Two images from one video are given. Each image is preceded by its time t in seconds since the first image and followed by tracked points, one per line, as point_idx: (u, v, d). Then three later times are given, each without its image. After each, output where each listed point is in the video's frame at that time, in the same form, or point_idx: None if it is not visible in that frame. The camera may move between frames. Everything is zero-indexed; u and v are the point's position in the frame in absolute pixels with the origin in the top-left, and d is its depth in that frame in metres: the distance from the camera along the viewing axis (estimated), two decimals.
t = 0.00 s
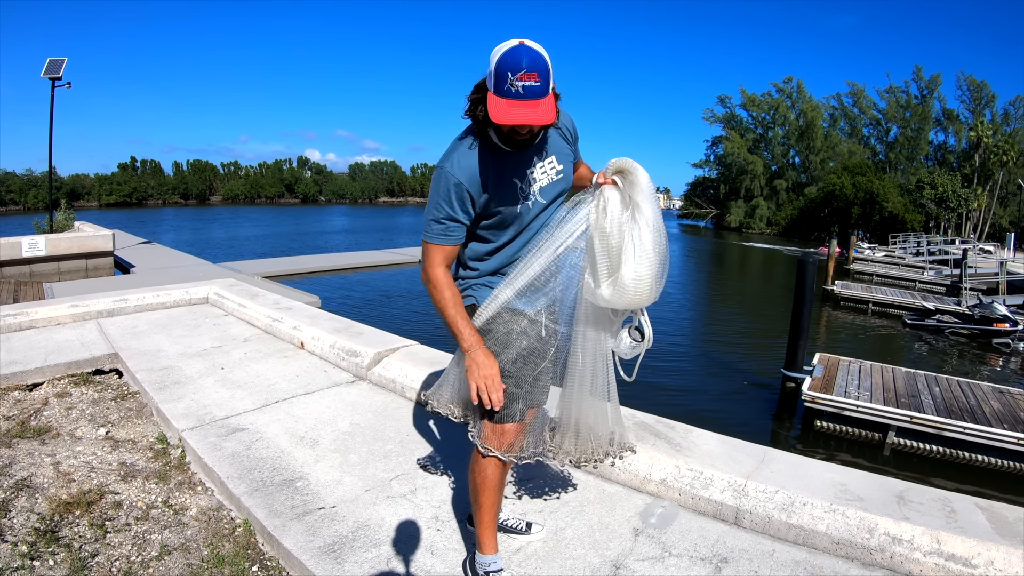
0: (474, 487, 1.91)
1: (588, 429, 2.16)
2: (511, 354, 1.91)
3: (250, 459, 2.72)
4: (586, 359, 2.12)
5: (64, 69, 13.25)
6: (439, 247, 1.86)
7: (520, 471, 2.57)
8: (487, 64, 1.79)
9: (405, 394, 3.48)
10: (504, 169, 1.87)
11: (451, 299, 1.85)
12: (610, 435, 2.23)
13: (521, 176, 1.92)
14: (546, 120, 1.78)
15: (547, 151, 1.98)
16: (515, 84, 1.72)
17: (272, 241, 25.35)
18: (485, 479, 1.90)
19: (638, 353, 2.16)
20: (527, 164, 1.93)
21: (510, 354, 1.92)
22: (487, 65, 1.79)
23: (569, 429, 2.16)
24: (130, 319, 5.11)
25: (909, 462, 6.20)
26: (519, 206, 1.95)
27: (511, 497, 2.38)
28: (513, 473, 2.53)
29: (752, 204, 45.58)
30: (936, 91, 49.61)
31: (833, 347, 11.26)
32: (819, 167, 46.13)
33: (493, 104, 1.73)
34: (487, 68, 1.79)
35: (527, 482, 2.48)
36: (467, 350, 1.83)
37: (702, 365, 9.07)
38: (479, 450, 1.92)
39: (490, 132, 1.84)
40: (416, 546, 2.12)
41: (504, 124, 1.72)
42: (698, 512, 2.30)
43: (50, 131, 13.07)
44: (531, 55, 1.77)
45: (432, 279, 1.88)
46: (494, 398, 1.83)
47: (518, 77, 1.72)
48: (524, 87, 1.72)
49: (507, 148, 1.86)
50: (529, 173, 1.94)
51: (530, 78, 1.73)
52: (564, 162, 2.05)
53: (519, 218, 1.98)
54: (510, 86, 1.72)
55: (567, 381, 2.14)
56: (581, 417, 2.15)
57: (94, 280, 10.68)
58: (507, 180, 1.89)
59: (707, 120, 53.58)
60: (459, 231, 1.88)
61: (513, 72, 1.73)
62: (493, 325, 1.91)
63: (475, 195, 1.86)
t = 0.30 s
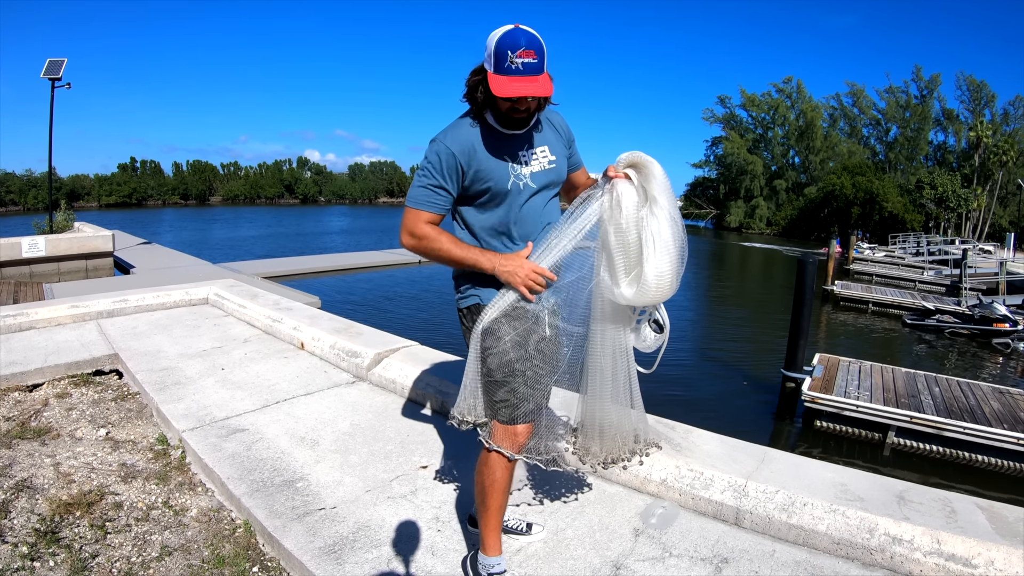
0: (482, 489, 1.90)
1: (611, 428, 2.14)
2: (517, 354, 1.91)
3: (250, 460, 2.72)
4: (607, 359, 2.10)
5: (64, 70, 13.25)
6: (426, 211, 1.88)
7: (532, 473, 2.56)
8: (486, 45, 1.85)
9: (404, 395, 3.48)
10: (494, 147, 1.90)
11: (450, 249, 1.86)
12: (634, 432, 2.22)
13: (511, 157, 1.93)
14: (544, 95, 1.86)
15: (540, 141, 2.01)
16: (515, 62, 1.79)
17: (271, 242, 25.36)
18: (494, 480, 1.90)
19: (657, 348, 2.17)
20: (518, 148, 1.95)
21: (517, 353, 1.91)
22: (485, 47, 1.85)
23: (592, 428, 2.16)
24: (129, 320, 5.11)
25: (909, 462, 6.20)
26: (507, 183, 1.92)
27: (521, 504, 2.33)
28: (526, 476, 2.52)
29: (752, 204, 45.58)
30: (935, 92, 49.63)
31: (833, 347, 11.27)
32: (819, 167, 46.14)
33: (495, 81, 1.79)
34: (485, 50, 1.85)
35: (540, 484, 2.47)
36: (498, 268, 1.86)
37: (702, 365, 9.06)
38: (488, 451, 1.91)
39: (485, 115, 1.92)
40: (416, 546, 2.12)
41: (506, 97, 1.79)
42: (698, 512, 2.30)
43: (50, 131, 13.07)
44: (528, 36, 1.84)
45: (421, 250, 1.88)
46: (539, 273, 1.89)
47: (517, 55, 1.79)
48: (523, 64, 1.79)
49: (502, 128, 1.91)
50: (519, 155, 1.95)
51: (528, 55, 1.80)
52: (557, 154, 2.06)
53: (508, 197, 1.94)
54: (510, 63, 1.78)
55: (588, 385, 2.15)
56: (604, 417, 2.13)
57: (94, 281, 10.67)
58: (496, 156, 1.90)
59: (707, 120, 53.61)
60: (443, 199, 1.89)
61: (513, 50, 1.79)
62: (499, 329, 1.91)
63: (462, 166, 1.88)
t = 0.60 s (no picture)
0: (489, 491, 1.89)
1: (609, 437, 2.09)
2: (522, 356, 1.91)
3: (250, 461, 2.72)
4: (609, 363, 2.06)
5: (64, 71, 13.25)
6: (424, 204, 1.88)
7: (530, 481, 2.51)
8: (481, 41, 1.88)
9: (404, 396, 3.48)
10: (490, 141, 1.91)
11: (436, 245, 1.86)
12: (632, 444, 2.16)
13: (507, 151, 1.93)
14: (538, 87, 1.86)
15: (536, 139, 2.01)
16: (509, 53, 1.80)
17: (271, 243, 25.34)
18: (500, 482, 1.89)
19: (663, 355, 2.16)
20: (514, 144, 1.95)
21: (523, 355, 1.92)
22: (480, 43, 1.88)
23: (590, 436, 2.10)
24: (129, 321, 5.11)
25: (909, 463, 6.20)
26: (501, 176, 1.91)
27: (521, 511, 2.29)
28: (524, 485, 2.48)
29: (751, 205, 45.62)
30: (934, 93, 49.71)
31: (833, 348, 11.27)
32: (818, 169, 46.19)
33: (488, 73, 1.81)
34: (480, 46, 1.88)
35: (537, 493, 2.42)
36: (473, 268, 1.82)
37: (702, 366, 9.07)
38: (495, 454, 1.90)
39: (481, 111, 1.94)
40: (415, 547, 2.12)
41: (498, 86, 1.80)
42: (697, 514, 2.30)
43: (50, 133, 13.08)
44: (522, 31, 1.86)
45: (415, 244, 1.89)
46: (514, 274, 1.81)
47: (510, 46, 1.81)
48: (516, 55, 1.81)
49: (498, 124, 1.93)
50: (516, 151, 1.95)
51: (521, 47, 1.82)
52: (554, 154, 2.06)
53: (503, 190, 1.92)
54: (503, 54, 1.80)
55: (588, 390, 2.10)
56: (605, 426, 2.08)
57: (94, 282, 10.66)
58: (491, 150, 1.90)
59: (706, 121, 53.67)
60: (440, 191, 1.90)
61: (506, 42, 1.81)
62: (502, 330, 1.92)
63: (458, 160, 1.89)
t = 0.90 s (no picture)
0: (482, 497, 1.90)
1: (592, 434, 2.01)
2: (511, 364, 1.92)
3: (249, 465, 2.72)
4: (599, 356, 1.99)
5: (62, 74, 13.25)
6: (424, 199, 1.87)
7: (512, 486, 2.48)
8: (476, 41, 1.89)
9: (402, 400, 3.48)
10: (486, 141, 1.92)
11: (428, 233, 1.83)
12: (617, 448, 2.08)
13: (505, 151, 1.93)
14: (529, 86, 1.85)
15: (534, 140, 2.02)
16: (500, 51, 1.80)
17: (269, 247, 25.33)
18: (493, 485, 1.89)
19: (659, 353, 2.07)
20: (511, 144, 1.96)
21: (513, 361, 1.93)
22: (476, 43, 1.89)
23: (572, 433, 2.01)
24: (127, 325, 5.11)
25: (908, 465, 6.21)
26: (497, 174, 1.91)
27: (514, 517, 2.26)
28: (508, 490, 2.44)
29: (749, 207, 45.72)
30: (932, 95, 49.85)
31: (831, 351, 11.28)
32: (816, 171, 46.29)
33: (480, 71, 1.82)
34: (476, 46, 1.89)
35: (520, 498, 2.39)
36: (462, 248, 1.75)
37: (700, 369, 9.07)
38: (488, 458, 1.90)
39: (479, 113, 1.96)
40: (414, 551, 2.12)
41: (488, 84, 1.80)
42: (697, 517, 2.30)
43: (47, 136, 13.07)
44: (516, 31, 1.86)
45: (411, 235, 1.87)
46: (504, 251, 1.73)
47: (503, 45, 1.81)
48: (507, 53, 1.81)
49: (494, 125, 1.95)
50: (513, 151, 1.95)
51: (513, 46, 1.82)
52: (553, 155, 2.07)
53: (499, 189, 1.92)
54: (495, 52, 1.81)
55: (576, 385, 2.03)
56: (590, 423, 2.00)
57: (91, 285, 10.65)
58: (487, 149, 1.91)
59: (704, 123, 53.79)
60: (440, 186, 1.90)
61: (499, 40, 1.81)
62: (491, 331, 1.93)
63: (456, 157, 1.90)
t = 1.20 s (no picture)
0: (466, 509, 1.89)
1: (586, 431, 2.00)
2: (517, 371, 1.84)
3: (250, 470, 2.72)
4: (601, 353, 1.99)
5: (61, 79, 13.26)
6: (422, 196, 1.80)
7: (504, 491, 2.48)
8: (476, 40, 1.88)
9: (403, 405, 3.48)
10: (487, 141, 1.90)
11: (423, 221, 1.76)
12: (611, 451, 2.05)
13: (506, 152, 1.92)
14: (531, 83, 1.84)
15: (535, 143, 2.01)
16: (502, 47, 1.80)
17: (269, 251, 25.33)
18: (476, 497, 1.87)
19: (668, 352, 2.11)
20: (512, 146, 1.94)
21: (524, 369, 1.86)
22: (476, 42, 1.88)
23: (567, 431, 2.02)
24: (127, 330, 5.11)
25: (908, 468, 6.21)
26: (499, 175, 1.88)
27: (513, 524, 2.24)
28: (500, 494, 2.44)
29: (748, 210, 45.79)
30: (930, 98, 49.97)
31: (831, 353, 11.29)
32: (815, 173, 46.37)
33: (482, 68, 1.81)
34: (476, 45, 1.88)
35: (512, 502, 2.38)
36: (456, 219, 1.67)
37: (699, 372, 9.08)
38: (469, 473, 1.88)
39: (480, 114, 1.95)
40: (415, 556, 2.12)
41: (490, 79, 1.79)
42: (699, 520, 2.31)
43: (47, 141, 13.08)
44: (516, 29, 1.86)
45: (408, 231, 1.81)
46: (502, 213, 1.66)
47: (504, 41, 1.80)
48: (509, 50, 1.80)
49: (495, 126, 1.93)
50: (514, 153, 1.94)
51: (514, 43, 1.81)
52: (556, 159, 2.07)
53: (501, 189, 1.89)
54: (496, 49, 1.80)
55: (575, 383, 2.03)
56: (586, 423, 2.00)
57: (90, 290, 10.64)
58: (488, 151, 1.89)
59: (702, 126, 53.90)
60: (438, 184, 1.84)
61: (500, 37, 1.81)
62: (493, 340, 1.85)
63: (456, 158, 1.86)
